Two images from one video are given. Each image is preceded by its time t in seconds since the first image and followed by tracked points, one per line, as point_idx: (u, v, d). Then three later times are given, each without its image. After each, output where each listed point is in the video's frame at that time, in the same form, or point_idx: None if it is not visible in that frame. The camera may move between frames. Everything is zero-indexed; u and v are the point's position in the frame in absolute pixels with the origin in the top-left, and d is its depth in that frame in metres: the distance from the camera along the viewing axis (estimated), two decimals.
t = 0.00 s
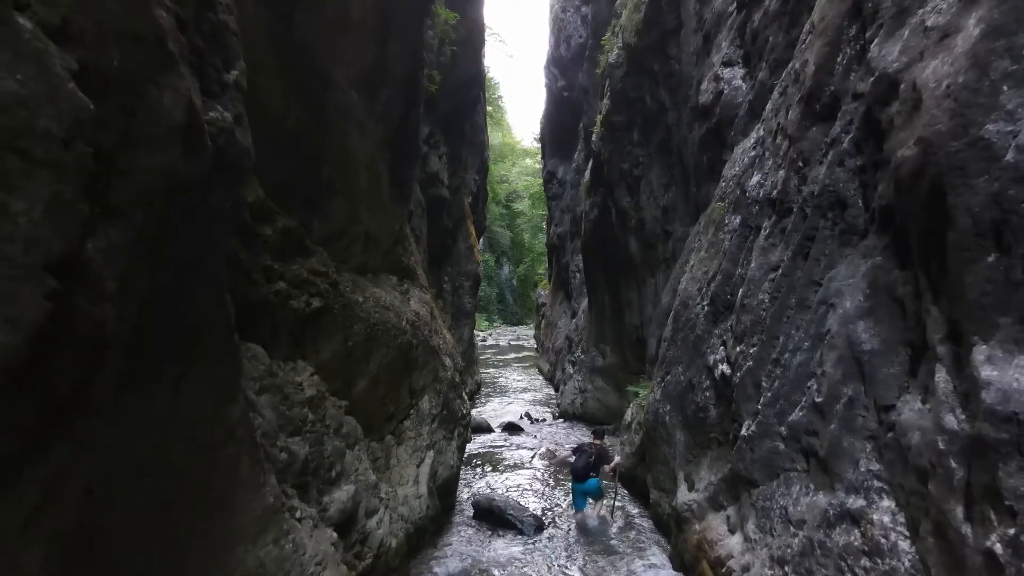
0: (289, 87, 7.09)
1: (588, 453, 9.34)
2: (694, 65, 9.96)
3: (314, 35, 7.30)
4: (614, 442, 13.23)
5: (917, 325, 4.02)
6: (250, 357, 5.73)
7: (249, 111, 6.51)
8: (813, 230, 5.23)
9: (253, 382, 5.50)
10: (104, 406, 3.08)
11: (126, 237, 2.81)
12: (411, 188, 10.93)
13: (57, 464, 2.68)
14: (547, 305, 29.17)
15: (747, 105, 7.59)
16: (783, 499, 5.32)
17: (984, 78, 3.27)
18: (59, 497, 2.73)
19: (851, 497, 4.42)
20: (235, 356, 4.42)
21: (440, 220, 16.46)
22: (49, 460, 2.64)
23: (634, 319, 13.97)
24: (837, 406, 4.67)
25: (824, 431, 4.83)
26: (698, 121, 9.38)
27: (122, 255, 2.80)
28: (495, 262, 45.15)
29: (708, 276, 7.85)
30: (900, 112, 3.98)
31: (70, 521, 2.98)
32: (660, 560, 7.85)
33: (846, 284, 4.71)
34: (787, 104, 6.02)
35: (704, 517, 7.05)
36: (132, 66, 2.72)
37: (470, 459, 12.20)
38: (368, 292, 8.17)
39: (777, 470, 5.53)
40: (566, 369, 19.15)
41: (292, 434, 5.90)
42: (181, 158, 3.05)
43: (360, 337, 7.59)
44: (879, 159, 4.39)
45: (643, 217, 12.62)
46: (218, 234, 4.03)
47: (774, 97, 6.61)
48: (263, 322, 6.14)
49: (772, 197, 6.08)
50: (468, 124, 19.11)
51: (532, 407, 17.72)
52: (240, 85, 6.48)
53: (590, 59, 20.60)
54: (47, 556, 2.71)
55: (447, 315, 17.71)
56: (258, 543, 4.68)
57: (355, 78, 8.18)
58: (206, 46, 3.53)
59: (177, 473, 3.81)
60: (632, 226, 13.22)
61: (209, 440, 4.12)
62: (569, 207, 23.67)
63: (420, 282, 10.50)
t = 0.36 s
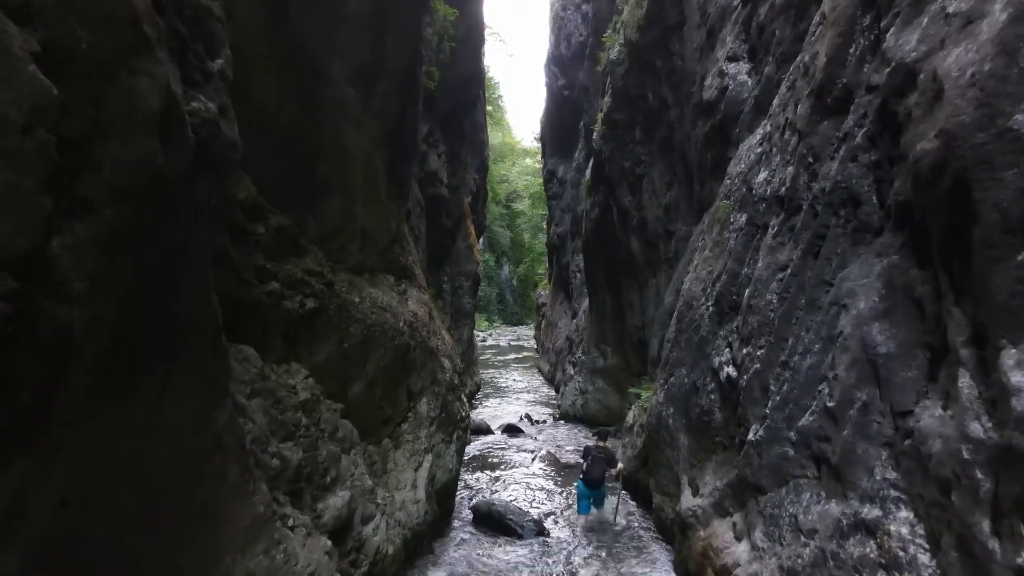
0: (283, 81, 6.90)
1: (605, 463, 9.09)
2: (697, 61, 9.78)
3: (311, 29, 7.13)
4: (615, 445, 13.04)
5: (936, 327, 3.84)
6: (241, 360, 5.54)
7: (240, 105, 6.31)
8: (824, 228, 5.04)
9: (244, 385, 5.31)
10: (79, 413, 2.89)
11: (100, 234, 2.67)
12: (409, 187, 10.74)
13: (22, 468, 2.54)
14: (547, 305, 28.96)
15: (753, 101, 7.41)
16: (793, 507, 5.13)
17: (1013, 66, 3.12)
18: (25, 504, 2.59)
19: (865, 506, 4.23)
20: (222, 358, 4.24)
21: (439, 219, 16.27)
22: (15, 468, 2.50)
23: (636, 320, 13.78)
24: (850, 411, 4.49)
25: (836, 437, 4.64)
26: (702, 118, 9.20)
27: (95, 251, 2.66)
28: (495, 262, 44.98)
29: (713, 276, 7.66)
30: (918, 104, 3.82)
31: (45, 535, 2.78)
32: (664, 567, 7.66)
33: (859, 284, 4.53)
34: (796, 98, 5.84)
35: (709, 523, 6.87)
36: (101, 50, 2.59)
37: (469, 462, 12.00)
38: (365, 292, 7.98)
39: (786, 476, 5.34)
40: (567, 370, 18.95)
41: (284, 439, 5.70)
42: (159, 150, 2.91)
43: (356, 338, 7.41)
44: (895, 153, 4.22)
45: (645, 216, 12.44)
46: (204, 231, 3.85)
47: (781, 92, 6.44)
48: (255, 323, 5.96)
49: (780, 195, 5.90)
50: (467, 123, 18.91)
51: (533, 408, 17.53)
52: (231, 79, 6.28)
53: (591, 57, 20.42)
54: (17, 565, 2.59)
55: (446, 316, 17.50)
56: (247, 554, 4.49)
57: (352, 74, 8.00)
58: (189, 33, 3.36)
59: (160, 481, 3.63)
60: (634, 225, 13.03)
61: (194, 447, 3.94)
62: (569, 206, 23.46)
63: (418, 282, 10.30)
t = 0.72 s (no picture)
0: (278, 76, 6.74)
1: (610, 459, 9.14)
2: (701, 57, 9.61)
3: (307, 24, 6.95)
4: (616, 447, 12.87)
5: (957, 330, 3.67)
6: (232, 362, 5.37)
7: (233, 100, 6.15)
8: (835, 225, 4.87)
9: (234, 389, 5.14)
10: (50, 421, 2.72)
11: (73, 231, 2.53)
12: (407, 185, 10.56)
13: None
14: (547, 305, 28.78)
15: (759, 96, 7.23)
16: (803, 514, 4.96)
17: None
18: None
19: (880, 515, 4.06)
20: (210, 361, 4.06)
21: (439, 219, 16.11)
22: None
23: (638, 320, 13.61)
24: (864, 416, 4.31)
25: (848, 443, 4.47)
26: (706, 114, 9.02)
27: (64, 248, 2.50)
28: (495, 262, 44.81)
29: (718, 275, 7.49)
30: (938, 97, 3.66)
31: (15, 549, 2.62)
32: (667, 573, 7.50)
33: (873, 285, 4.36)
34: (804, 92, 5.66)
35: (714, 529, 6.70)
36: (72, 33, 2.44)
37: (469, 464, 11.83)
38: (362, 293, 7.81)
39: (794, 483, 5.17)
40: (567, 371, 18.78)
41: (277, 443, 5.53)
42: (138, 142, 2.74)
43: (353, 339, 7.24)
44: (912, 147, 4.05)
45: (647, 215, 12.27)
46: (191, 229, 3.68)
47: (789, 86, 6.27)
48: (248, 326, 5.80)
49: (788, 192, 5.72)
50: (467, 121, 18.73)
51: (533, 409, 17.35)
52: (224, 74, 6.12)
53: (592, 56, 20.23)
54: None
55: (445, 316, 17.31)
56: (235, 565, 4.32)
57: (349, 69, 7.80)
58: (172, 19, 3.19)
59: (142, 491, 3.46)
60: (636, 224, 12.86)
61: (178, 455, 3.77)
62: (570, 206, 23.30)
63: (417, 281, 10.12)
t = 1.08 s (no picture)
0: (271, 70, 6.54)
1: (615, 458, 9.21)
2: (705, 52, 9.42)
3: (302, 17, 6.75)
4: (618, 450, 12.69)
5: (983, 332, 3.49)
6: (222, 365, 5.17)
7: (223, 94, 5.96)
8: (849, 223, 4.67)
9: (224, 392, 4.94)
10: (12, 433, 2.51)
11: (35, 223, 2.37)
12: (405, 183, 10.37)
13: None
14: (547, 305, 28.60)
15: (766, 91, 7.03)
16: (814, 524, 4.77)
17: None
18: None
19: (898, 527, 3.86)
20: (196, 363, 3.86)
21: (438, 218, 15.94)
22: None
23: (639, 321, 13.42)
24: (881, 423, 4.12)
25: (864, 451, 4.27)
26: (710, 110, 8.83)
27: (25, 241, 2.33)
28: (495, 262, 44.61)
29: (723, 275, 7.30)
30: (964, 86, 3.49)
31: None
32: None
33: (890, 284, 4.17)
34: (814, 85, 5.47)
35: (719, 536, 6.50)
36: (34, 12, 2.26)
37: (468, 467, 11.63)
38: (358, 293, 7.61)
39: (805, 490, 4.98)
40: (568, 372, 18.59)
41: (268, 449, 5.33)
42: (107, 129, 2.57)
43: (349, 341, 7.03)
44: (932, 140, 3.87)
45: (649, 214, 12.08)
46: (174, 226, 3.49)
47: (798, 80, 6.07)
48: (239, 327, 5.61)
49: (798, 188, 5.52)
50: (467, 119, 18.53)
51: (533, 410, 17.17)
52: (215, 67, 5.92)
53: (593, 54, 20.05)
54: None
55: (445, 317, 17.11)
56: None
57: (343, 64, 7.60)
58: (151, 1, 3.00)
59: (120, 506, 3.25)
60: (638, 224, 12.67)
61: (161, 464, 3.57)
62: (570, 206, 23.12)
63: (415, 281, 9.93)
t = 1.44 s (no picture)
0: (264, 64, 6.34)
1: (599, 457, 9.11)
2: (709, 47, 9.22)
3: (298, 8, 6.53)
4: (619, 453, 12.49)
5: (1012, 334, 3.30)
6: (211, 368, 4.98)
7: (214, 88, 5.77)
8: (864, 220, 4.47)
9: (211, 397, 4.75)
10: None
11: None
12: (403, 181, 10.17)
13: None
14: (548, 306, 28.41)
15: (774, 85, 6.84)
16: (826, 534, 4.56)
17: None
18: None
19: (919, 539, 3.67)
20: (181, 367, 3.66)
21: (438, 217, 15.75)
22: None
23: (641, 321, 13.23)
24: (900, 430, 3.92)
25: (881, 459, 4.08)
26: (715, 106, 8.63)
27: None
28: (495, 262, 44.41)
29: (730, 274, 7.10)
30: (992, 74, 3.34)
31: None
32: None
33: (909, 284, 3.97)
34: (826, 77, 5.27)
35: (726, 543, 6.31)
36: None
37: (468, 470, 11.44)
38: (354, 293, 7.40)
39: (817, 498, 4.77)
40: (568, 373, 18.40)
41: (259, 456, 5.14)
42: (73, 113, 2.40)
43: (345, 342, 6.83)
44: (956, 132, 3.70)
45: (651, 212, 11.88)
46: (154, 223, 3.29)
47: (807, 73, 5.87)
48: (228, 329, 5.41)
49: (809, 184, 5.33)
50: (467, 118, 18.33)
51: (533, 412, 16.96)
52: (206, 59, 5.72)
53: (594, 51, 19.86)
54: None
55: (444, 317, 16.89)
56: None
57: (340, 58, 7.40)
58: None
59: (96, 517, 3.06)
60: (640, 223, 12.47)
61: (141, 473, 3.38)
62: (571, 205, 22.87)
63: (413, 281, 9.73)
